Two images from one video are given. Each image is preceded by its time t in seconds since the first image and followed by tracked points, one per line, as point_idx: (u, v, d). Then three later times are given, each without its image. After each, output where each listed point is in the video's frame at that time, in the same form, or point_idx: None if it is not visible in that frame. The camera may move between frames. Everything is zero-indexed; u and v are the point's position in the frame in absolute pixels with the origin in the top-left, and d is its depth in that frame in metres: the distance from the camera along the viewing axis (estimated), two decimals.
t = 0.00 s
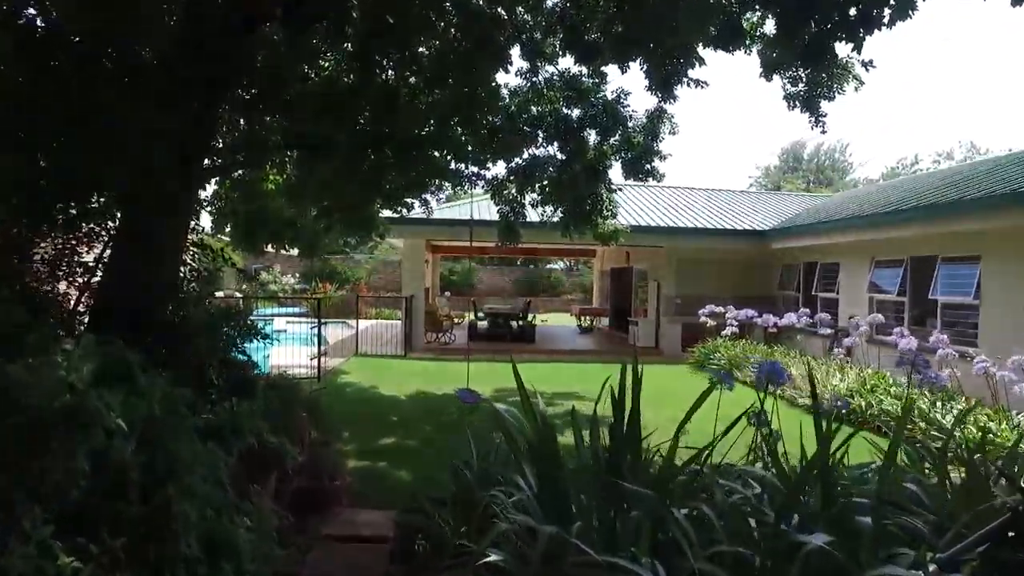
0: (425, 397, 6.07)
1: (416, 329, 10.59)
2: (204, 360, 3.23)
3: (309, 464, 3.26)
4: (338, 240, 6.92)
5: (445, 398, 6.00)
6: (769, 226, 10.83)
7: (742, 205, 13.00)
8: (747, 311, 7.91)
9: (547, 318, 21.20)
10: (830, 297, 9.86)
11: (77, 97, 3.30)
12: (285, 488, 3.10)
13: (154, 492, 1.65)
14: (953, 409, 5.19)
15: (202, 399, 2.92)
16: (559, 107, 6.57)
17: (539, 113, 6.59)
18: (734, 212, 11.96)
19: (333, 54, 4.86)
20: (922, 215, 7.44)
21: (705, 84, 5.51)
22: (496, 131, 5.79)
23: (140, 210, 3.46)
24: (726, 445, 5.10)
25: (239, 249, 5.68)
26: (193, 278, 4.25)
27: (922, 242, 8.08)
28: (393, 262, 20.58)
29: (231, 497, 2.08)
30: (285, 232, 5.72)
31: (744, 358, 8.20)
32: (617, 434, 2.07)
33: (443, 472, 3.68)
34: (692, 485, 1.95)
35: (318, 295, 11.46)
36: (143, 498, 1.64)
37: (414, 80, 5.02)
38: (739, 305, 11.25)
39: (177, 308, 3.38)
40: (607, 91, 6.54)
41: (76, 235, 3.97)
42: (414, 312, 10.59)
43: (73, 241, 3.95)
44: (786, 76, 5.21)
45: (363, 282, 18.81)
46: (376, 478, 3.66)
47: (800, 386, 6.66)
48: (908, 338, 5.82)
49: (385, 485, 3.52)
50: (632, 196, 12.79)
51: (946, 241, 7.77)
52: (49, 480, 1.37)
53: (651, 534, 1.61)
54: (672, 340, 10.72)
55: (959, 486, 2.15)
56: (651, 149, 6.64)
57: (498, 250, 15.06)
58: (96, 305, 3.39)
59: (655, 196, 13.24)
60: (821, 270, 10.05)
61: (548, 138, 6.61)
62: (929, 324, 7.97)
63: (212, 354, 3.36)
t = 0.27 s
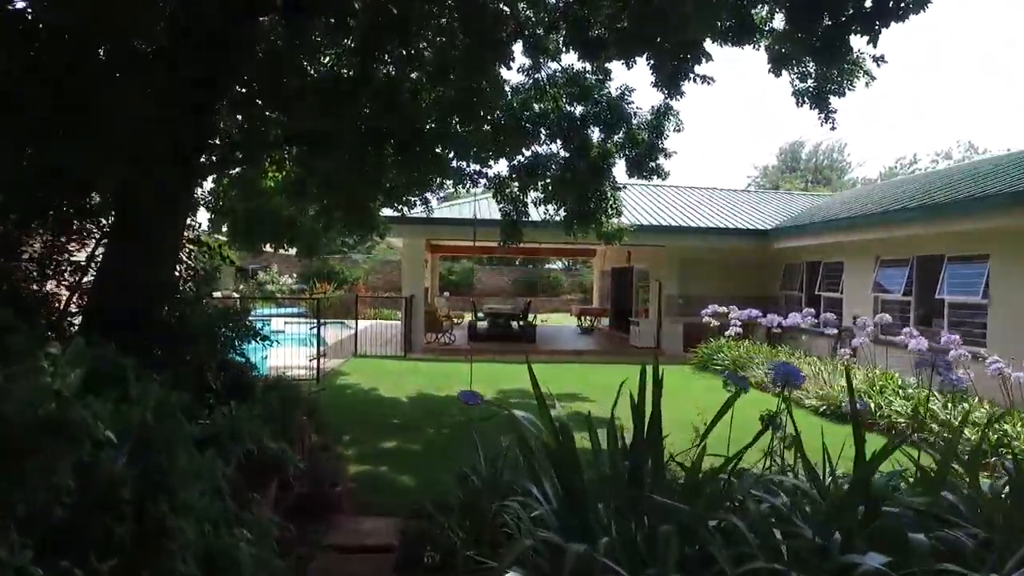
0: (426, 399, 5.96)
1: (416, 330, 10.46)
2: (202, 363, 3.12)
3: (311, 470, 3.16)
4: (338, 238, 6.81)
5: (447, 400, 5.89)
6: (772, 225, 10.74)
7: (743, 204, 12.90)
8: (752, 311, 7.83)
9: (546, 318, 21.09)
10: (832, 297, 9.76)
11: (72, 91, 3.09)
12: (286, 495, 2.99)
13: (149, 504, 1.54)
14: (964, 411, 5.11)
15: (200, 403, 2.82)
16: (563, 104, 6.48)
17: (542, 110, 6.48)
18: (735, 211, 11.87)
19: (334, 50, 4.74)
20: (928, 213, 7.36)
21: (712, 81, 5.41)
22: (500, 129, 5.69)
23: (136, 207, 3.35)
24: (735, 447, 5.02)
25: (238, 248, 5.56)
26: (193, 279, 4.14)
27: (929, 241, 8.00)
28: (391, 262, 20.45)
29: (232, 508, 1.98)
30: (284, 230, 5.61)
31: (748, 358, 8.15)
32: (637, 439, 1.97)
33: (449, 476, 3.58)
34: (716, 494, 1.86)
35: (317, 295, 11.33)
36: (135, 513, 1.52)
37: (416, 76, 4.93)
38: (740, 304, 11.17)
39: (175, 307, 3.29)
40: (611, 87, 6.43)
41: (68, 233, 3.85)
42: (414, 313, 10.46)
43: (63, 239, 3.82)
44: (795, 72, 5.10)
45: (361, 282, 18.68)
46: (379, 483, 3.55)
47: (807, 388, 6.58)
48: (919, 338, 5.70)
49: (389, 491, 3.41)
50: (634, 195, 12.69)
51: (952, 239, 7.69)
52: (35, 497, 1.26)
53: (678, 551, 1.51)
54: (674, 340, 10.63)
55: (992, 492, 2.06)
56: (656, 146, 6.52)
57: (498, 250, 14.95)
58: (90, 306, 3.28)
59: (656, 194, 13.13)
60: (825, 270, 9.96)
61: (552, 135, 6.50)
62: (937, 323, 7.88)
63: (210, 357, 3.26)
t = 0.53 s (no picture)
0: (424, 401, 5.86)
1: (413, 331, 10.36)
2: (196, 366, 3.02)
3: (309, 477, 3.05)
4: (334, 238, 6.71)
5: (446, 402, 5.80)
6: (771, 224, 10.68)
7: (742, 204, 12.83)
8: (753, 311, 7.75)
9: (543, 318, 20.99)
10: (832, 296, 9.70)
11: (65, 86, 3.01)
12: (283, 502, 2.88)
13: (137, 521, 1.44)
14: (972, 413, 5.05)
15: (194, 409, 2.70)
16: (563, 101, 6.39)
17: (541, 108, 6.39)
18: (734, 211, 11.81)
19: (331, 46, 4.64)
20: (931, 212, 7.30)
21: (716, 76, 5.33)
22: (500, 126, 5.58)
23: (130, 204, 3.25)
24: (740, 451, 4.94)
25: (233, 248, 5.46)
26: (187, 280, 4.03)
27: (931, 240, 7.94)
28: (387, 261, 20.32)
29: (228, 521, 1.87)
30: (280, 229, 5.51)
31: (749, 359, 8.08)
32: (653, 446, 1.87)
33: (451, 482, 3.48)
34: (739, 505, 1.76)
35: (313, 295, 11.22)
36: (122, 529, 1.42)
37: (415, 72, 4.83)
38: (740, 304, 11.11)
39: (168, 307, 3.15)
40: (612, 84, 6.34)
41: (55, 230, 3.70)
42: (411, 313, 10.36)
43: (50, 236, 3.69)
44: (800, 67, 5.06)
45: (357, 282, 18.56)
46: (378, 488, 3.45)
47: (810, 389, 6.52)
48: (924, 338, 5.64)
49: (390, 497, 3.31)
50: (632, 194, 12.62)
51: (955, 238, 7.63)
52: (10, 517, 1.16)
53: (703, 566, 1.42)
54: (673, 340, 10.57)
55: None
56: (658, 144, 6.41)
57: (495, 250, 14.85)
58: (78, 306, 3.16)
59: (654, 193, 13.06)
60: (825, 270, 9.90)
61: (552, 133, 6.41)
62: (938, 322, 7.83)
63: (204, 360, 3.14)
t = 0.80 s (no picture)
0: (420, 404, 5.75)
1: (407, 331, 10.24)
2: (186, 371, 2.90)
3: (304, 483, 2.94)
4: (328, 238, 6.59)
5: (442, 405, 5.69)
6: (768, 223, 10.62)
7: (738, 203, 12.78)
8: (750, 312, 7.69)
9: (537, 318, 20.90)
10: (829, 296, 9.65)
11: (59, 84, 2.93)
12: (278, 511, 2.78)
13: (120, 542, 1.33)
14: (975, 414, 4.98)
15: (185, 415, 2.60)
16: (559, 99, 6.27)
17: (539, 105, 6.29)
18: (730, 210, 11.75)
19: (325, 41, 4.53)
20: (930, 211, 7.25)
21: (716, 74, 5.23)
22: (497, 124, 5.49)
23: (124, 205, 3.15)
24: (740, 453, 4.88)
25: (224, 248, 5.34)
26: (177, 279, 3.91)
27: (929, 239, 7.89)
28: (379, 261, 20.16)
29: (220, 537, 1.76)
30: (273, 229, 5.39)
31: (747, 359, 8.01)
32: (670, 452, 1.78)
33: (451, 489, 3.37)
34: (760, 515, 1.67)
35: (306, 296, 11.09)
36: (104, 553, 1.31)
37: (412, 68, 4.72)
38: (736, 304, 11.05)
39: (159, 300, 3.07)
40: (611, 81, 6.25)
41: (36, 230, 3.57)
42: (405, 314, 10.24)
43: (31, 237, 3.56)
44: (802, 65, 4.96)
45: (350, 282, 18.42)
46: (376, 496, 3.35)
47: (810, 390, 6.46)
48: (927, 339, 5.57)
49: (388, 505, 3.20)
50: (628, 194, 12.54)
51: (953, 238, 7.59)
52: None
53: None
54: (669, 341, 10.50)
55: None
56: (657, 142, 6.37)
57: (489, 249, 14.76)
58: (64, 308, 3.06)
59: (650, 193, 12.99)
60: (822, 269, 9.84)
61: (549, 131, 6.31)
62: (936, 322, 7.79)
63: (194, 363, 3.03)
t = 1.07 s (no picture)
0: (414, 406, 5.64)
1: (398, 332, 10.13)
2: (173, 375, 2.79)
3: (296, 491, 2.83)
4: (319, 237, 6.47)
5: (437, 407, 5.58)
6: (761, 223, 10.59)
7: (730, 203, 12.74)
8: (746, 311, 7.64)
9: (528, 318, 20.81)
10: (823, 296, 9.62)
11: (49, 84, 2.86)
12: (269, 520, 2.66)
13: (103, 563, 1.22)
14: (976, 414, 4.93)
15: (171, 421, 2.48)
16: (554, 96, 6.19)
17: (533, 103, 6.21)
18: (723, 209, 11.72)
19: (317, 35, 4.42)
20: (925, 210, 7.22)
21: (714, 71, 5.20)
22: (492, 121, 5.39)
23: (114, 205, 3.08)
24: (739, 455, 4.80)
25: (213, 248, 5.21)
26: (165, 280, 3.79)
27: (924, 238, 7.87)
28: (369, 261, 20.01)
29: (210, 550, 1.65)
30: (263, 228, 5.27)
31: (742, 359, 7.96)
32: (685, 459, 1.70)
33: (449, 495, 3.27)
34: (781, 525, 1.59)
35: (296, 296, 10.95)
36: None
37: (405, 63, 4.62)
38: (730, 303, 11.01)
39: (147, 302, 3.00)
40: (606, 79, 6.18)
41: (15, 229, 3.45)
42: (397, 314, 10.13)
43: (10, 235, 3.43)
44: (800, 61, 4.89)
45: (340, 282, 18.27)
46: (372, 502, 3.24)
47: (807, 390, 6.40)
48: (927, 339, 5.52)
49: (384, 512, 3.09)
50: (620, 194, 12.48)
51: (948, 237, 7.56)
52: None
53: None
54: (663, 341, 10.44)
55: None
56: (653, 140, 6.29)
57: (481, 249, 14.65)
58: (44, 309, 2.97)
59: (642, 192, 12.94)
60: (816, 269, 9.81)
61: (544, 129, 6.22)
62: (931, 321, 7.76)
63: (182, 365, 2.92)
